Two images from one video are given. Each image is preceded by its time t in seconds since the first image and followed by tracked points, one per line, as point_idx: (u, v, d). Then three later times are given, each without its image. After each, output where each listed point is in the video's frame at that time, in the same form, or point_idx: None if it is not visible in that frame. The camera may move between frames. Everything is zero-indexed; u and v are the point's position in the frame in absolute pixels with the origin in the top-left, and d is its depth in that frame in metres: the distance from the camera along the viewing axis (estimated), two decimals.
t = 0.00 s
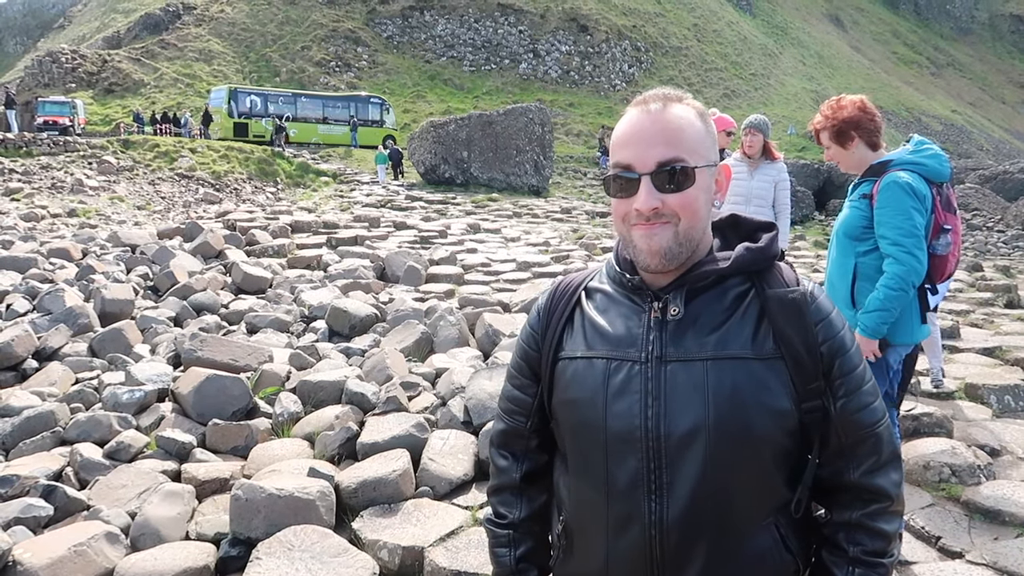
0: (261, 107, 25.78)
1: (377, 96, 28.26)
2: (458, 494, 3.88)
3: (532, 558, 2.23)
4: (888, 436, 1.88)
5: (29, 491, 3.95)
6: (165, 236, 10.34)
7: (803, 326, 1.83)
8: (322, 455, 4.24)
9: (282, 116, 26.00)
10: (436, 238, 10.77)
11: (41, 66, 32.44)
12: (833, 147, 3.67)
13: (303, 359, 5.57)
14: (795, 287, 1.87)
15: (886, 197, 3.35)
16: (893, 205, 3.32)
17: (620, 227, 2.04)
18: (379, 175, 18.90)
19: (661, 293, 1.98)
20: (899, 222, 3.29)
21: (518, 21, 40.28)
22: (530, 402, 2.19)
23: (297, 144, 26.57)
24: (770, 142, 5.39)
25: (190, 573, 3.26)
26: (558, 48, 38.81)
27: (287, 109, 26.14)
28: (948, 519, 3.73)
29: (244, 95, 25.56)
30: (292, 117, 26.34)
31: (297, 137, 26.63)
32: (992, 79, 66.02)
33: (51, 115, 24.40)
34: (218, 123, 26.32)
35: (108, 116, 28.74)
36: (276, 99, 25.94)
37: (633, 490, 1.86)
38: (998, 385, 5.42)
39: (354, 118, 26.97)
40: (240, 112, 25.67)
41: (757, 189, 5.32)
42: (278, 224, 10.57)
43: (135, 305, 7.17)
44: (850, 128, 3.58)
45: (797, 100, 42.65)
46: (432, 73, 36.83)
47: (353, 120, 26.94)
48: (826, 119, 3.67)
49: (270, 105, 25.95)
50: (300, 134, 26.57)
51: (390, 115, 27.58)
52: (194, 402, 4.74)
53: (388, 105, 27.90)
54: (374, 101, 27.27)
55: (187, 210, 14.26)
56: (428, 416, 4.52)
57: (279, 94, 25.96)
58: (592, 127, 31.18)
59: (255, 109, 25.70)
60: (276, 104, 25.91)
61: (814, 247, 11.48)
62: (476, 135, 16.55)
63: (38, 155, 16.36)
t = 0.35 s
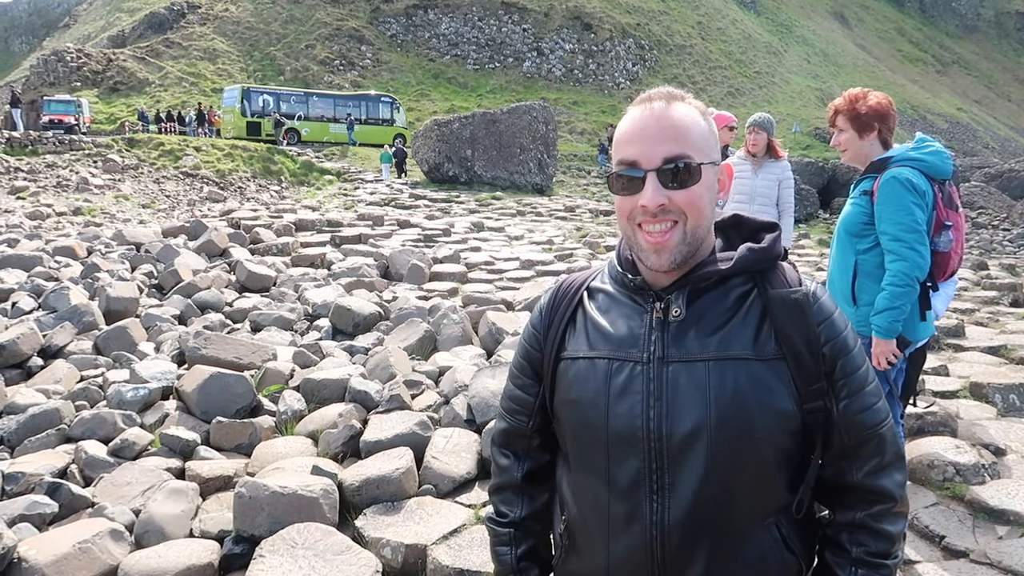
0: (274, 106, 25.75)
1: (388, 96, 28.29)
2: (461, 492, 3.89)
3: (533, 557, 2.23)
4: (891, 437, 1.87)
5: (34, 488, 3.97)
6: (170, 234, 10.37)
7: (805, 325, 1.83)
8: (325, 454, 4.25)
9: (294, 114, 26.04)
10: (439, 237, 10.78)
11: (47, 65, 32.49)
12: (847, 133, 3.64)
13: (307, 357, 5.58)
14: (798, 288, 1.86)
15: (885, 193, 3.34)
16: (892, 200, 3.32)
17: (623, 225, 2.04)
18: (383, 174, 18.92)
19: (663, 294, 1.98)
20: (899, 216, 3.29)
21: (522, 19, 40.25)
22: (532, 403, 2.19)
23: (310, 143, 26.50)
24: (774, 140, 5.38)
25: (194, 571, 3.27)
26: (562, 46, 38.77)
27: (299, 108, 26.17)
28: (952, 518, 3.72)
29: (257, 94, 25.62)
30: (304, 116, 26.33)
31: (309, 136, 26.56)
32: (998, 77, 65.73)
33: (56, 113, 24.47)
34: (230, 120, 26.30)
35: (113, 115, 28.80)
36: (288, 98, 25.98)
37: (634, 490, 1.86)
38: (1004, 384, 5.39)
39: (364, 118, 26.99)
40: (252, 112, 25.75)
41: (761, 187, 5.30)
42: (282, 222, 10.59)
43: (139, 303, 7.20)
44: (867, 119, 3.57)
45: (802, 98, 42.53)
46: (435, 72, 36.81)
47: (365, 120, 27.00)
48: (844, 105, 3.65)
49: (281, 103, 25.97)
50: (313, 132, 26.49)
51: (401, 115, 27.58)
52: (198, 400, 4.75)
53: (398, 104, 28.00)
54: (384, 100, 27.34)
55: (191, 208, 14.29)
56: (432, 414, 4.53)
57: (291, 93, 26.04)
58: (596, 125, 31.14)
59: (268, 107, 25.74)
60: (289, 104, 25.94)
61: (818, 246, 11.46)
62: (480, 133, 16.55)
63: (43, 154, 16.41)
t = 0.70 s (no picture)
0: (267, 105, 25.74)
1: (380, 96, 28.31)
2: (445, 493, 3.87)
3: (516, 559, 2.22)
4: (873, 437, 1.88)
5: (12, 491, 3.92)
6: (153, 233, 10.28)
7: (789, 325, 1.83)
8: (309, 454, 4.22)
9: (286, 113, 25.95)
10: (425, 236, 10.74)
11: (29, 62, 32.13)
12: (842, 130, 3.62)
13: (291, 357, 5.54)
14: (782, 287, 1.86)
15: (875, 194, 3.35)
16: (880, 202, 3.33)
17: (602, 231, 2.04)
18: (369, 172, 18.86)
19: (646, 293, 1.98)
20: (888, 218, 3.30)
21: (509, 18, 40.29)
22: (515, 403, 2.17)
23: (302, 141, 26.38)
24: (758, 141, 5.40)
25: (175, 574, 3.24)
26: (549, 46, 38.83)
27: (293, 106, 26.05)
28: (934, 517, 3.74)
29: (249, 93, 25.46)
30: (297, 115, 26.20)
31: (301, 135, 26.44)
32: (980, 79, 66.38)
33: (38, 111, 24.27)
34: (223, 121, 26.20)
35: (96, 113, 28.52)
36: (280, 96, 25.92)
37: (618, 491, 1.86)
38: (985, 384, 5.44)
39: (357, 117, 26.99)
40: (245, 111, 25.62)
41: (746, 188, 5.32)
42: (266, 222, 10.51)
43: (122, 302, 7.13)
44: (862, 118, 3.56)
45: (787, 99, 42.79)
46: (422, 70, 36.72)
47: (356, 119, 26.95)
48: (841, 102, 3.62)
49: (275, 102, 25.89)
50: (306, 131, 26.36)
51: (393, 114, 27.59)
52: (181, 401, 4.71)
53: (390, 103, 27.85)
54: (377, 100, 27.16)
55: (176, 207, 14.18)
56: (416, 414, 4.52)
57: (284, 91, 25.95)
58: (582, 125, 31.19)
59: (260, 106, 25.60)
60: (281, 102, 25.85)
61: (803, 246, 11.52)
62: (466, 133, 16.54)
63: (24, 151, 16.23)
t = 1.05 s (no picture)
0: (254, 98, 25.46)
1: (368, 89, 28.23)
2: (432, 487, 3.88)
3: (503, 552, 2.23)
4: (855, 428, 1.91)
5: None
6: (136, 226, 10.18)
7: (772, 318, 1.85)
8: (295, 449, 4.21)
9: (276, 107, 25.78)
10: (411, 230, 10.71)
11: (8, 52, 31.64)
12: (829, 125, 3.66)
13: (277, 351, 5.52)
14: (765, 281, 1.88)
15: (857, 189, 3.38)
16: (861, 198, 3.37)
17: (588, 225, 2.05)
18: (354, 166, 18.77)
19: (632, 287, 1.99)
20: (866, 215, 3.34)
21: (495, 12, 40.21)
22: (502, 397, 2.18)
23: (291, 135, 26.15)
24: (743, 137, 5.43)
25: (160, 569, 3.22)
26: (535, 40, 38.78)
27: (281, 100, 25.90)
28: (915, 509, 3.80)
29: (238, 86, 25.16)
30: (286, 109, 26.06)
31: (290, 128, 26.23)
32: (962, 75, 66.99)
33: (17, 102, 23.92)
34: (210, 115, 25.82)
35: (77, 104, 28.16)
36: (269, 90, 25.74)
37: (604, 483, 1.87)
38: (965, 377, 5.51)
39: (346, 111, 26.86)
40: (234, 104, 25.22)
41: (731, 183, 5.35)
42: (250, 216, 10.44)
43: (104, 297, 7.06)
44: (852, 114, 3.60)
45: (772, 95, 43.00)
46: (408, 64, 36.55)
47: (344, 112, 26.81)
48: (830, 97, 3.66)
49: (263, 96, 25.71)
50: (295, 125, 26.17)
51: (381, 107, 27.50)
52: (165, 395, 4.68)
53: (379, 97, 27.82)
54: (365, 93, 27.08)
55: (158, 200, 14.04)
56: (403, 409, 4.52)
57: (273, 85, 25.78)
58: (568, 120, 31.19)
59: (248, 99, 25.37)
60: (270, 96, 25.67)
61: (787, 241, 11.61)
62: (452, 127, 16.50)
63: (3, 143, 16.00)
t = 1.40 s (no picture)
0: (257, 95, 25.48)
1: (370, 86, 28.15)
2: (433, 482, 3.88)
3: (506, 539, 2.23)
4: (857, 415, 1.91)
5: None
6: (136, 223, 10.18)
7: (774, 307, 1.85)
8: (297, 444, 4.21)
9: (279, 104, 25.76)
10: (412, 227, 10.71)
11: (8, 50, 31.58)
12: (832, 119, 3.67)
13: (278, 347, 5.53)
14: (767, 271, 1.89)
15: (858, 182, 3.38)
16: (858, 190, 3.37)
17: (591, 214, 2.04)
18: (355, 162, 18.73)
19: (634, 276, 1.99)
20: (862, 207, 3.34)
21: (495, 8, 40.15)
22: (505, 385, 2.18)
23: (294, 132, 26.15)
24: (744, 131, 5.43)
25: (162, 564, 3.23)
26: (535, 36, 38.76)
27: (283, 97, 25.88)
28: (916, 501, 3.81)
29: (241, 83, 25.12)
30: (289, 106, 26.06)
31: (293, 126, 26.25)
32: (963, 71, 66.86)
33: (18, 99, 23.88)
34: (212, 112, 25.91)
35: (76, 102, 28.13)
36: (271, 87, 25.74)
37: (607, 470, 1.87)
38: (966, 372, 5.51)
39: (348, 108, 26.80)
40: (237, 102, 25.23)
41: (732, 177, 5.35)
42: (251, 212, 10.44)
43: (105, 293, 7.06)
44: (857, 108, 3.60)
45: (773, 91, 42.97)
46: (407, 61, 36.51)
47: (346, 109, 26.74)
48: (836, 90, 3.65)
49: (265, 93, 25.73)
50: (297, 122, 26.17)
51: (383, 104, 27.42)
52: (166, 391, 4.68)
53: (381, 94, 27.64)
54: (367, 90, 26.92)
55: (159, 197, 14.03)
56: (404, 404, 4.53)
57: (275, 82, 25.76)
58: (568, 116, 31.15)
59: (251, 97, 25.39)
60: (272, 93, 25.67)
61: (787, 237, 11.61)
62: (452, 123, 16.48)
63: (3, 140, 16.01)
